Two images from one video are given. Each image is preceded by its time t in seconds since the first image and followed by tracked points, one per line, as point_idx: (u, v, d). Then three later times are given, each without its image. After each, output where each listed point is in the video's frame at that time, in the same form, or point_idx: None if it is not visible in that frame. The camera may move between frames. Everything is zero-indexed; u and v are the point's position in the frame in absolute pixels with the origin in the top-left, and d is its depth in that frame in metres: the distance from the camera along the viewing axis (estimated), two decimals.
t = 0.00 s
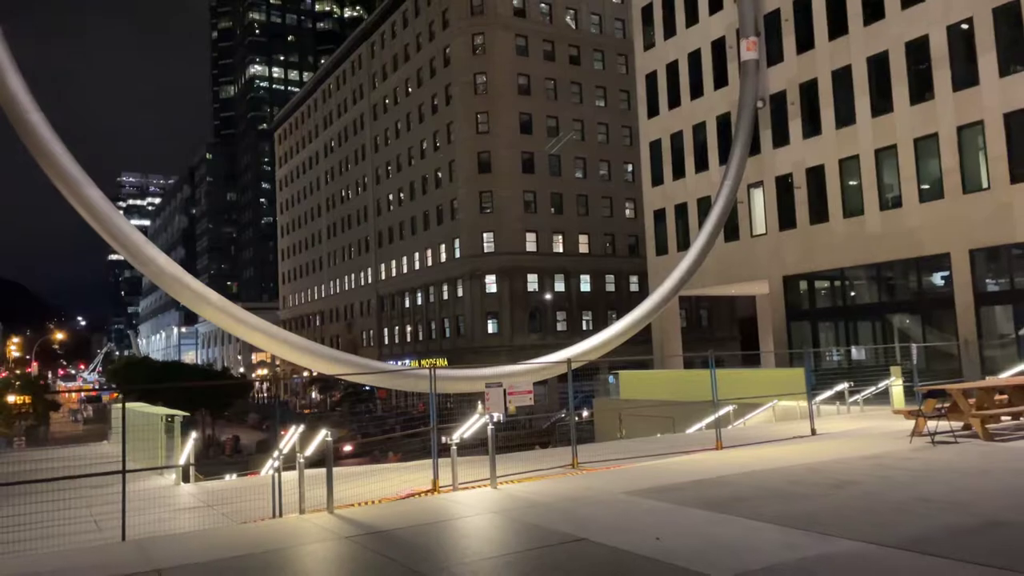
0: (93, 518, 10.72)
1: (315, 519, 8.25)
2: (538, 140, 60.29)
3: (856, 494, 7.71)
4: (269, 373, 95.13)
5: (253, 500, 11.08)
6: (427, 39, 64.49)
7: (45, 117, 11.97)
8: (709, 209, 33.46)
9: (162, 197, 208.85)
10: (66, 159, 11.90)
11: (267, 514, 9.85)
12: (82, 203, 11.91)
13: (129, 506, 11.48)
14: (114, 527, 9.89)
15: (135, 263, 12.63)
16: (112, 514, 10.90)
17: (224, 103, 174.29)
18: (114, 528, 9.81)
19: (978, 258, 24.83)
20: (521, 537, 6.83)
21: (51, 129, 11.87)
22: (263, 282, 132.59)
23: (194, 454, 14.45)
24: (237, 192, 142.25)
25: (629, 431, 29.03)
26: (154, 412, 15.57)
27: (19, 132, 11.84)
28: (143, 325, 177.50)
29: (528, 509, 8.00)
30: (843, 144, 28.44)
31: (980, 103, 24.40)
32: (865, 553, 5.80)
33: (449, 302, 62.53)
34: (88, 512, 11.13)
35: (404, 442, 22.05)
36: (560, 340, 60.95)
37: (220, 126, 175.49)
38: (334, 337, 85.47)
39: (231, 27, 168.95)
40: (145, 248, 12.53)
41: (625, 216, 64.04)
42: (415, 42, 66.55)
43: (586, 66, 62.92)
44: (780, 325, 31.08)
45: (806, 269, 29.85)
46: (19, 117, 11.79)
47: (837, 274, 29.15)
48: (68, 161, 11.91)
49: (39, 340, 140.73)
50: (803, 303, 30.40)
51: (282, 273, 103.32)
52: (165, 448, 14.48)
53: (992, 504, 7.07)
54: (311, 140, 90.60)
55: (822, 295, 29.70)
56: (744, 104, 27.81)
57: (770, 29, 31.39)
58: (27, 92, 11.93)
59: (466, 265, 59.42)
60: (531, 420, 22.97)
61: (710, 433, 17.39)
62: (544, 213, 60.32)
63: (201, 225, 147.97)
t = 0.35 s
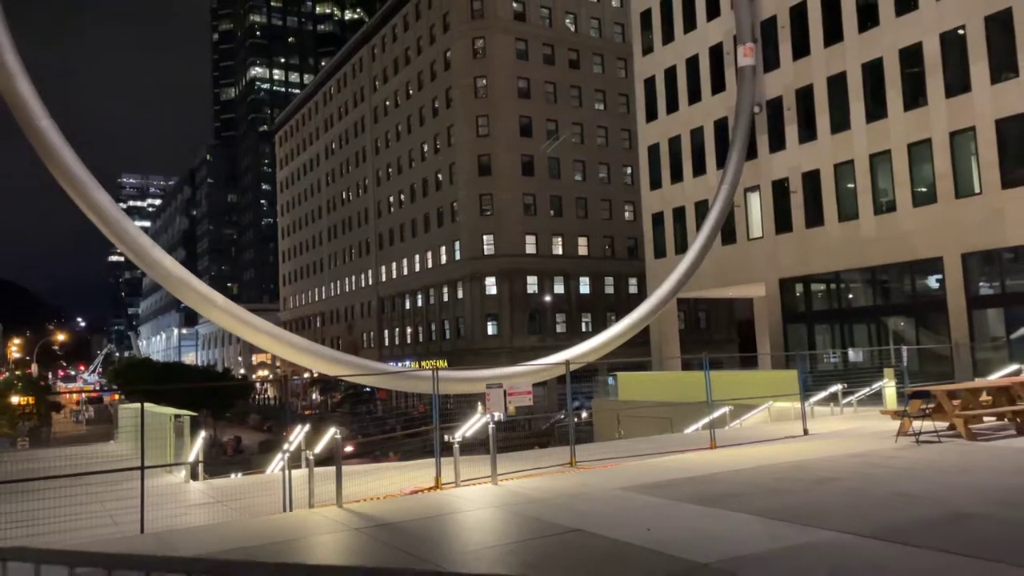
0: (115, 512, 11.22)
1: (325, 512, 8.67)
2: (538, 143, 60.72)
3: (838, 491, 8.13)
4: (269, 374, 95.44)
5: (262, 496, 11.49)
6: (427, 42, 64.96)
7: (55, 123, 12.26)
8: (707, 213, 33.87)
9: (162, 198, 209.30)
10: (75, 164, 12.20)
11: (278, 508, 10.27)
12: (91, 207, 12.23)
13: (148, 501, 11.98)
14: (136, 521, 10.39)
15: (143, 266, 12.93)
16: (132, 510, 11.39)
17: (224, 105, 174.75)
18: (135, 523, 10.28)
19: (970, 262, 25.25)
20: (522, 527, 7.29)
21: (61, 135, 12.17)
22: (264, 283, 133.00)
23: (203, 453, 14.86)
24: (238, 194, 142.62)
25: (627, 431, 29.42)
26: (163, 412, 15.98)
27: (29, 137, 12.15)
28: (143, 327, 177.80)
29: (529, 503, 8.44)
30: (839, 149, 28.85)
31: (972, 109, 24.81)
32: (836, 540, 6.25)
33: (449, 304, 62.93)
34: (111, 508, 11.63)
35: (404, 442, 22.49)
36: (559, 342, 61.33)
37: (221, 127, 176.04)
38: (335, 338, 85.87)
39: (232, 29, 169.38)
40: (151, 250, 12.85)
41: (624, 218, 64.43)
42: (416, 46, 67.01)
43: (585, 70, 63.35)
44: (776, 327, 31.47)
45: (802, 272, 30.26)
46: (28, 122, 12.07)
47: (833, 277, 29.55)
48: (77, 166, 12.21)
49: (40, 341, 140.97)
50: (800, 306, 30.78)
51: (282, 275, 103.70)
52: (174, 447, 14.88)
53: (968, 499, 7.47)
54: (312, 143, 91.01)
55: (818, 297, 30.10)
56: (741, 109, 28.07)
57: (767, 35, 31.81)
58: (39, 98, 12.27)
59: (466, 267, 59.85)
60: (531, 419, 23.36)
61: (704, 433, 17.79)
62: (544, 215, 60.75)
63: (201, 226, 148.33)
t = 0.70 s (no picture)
0: (132, 507, 11.74)
1: (334, 508, 9.13)
2: (538, 147, 61.19)
3: (819, 486, 8.61)
4: (269, 376, 95.81)
5: (271, 493, 12.01)
6: (427, 46, 65.44)
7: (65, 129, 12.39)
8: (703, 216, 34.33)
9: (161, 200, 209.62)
10: (85, 170, 12.37)
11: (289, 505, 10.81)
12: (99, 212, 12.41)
13: (162, 498, 12.49)
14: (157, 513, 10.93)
15: (150, 270, 13.12)
16: (150, 505, 11.91)
17: (224, 107, 175.21)
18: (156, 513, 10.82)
19: (961, 265, 25.71)
20: (521, 516, 7.85)
21: (70, 142, 12.31)
22: (264, 285, 133.45)
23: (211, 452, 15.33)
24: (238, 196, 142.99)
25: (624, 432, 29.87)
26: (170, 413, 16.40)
27: (38, 143, 12.29)
28: (143, 329, 178.12)
29: (529, 495, 8.99)
30: (833, 153, 29.31)
31: (963, 116, 25.27)
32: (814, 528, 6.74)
33: (449, 306, 63.37)
34: (128, 504, 12.13)
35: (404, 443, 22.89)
36: (559, 344, 61.73)
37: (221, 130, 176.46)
38: (335, 340, 86.31)
39: (232, 31, 169.74)
40: (158, 253, 13.03)
41: (623, 221, 64.88)
42: (416, 49, 67.45)
43: (584, 74, 63.86)
44: (772, 329, 31.93)
45: (798, 276, 30.70)
46: (37, 128, 12.17)
47: (827, 280, 30.00)
48: (87, 173, 12.37)
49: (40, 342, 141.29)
50: (795, 309, 31.24)
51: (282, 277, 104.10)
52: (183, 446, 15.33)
53: (939, 493, 7.95)
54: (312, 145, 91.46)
55: (813, 300, 30.53)
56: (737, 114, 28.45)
57: (762, 42, 32.29)
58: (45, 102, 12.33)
59: (466, 269, 60.32)
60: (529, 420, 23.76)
61: (698, 433, 18.25)
62: (543, 218, 61.21)
63: (201, 228, 148.66)
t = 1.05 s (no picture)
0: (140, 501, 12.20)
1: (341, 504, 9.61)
2: (537, 150, 61.70)
3: (797, 482, 9.12)
4: (270, 377, 96.14)
5: (275, 490, 12.59)
6: (428, 49, 65.86)
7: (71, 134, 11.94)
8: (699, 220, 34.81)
9: (161, 201, 210.12)
10: (93, 175, 12.03)
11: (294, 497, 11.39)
12: (107, 219, 12.13)
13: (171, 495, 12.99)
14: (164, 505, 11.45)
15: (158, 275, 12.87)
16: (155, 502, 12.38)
17: (224, 108, 175.68)
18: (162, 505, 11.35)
19: (951, 268, 26.20)
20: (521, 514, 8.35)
21: (78, 147, 11.91)
22: (264, 286, 133.97)
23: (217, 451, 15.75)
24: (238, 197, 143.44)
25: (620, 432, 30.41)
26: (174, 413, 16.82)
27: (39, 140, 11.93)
28: (143, 330, 178.68)
29: (526, 492, 9.49)
30: (826, 158, 29.80)
31: (953, 122, 25.76)
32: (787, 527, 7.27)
33: (448, 307, 63.85)
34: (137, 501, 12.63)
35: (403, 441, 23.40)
36: (558, 345, 62.18)
37: (221, 131, 176.99)
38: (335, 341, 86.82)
39: (231, 33, 170.28)
40: (161, 254, 12.72)
41: (621, 223, 65.37)
42: (416, 51, 67.84)
43: (582, 77, 64.37)
44: (766, 331, 32.41)
45: (791, 278, 31.19)
46: (39, 125, 11.79)
47: (821, 283, 30.48)
48: (94, 179, 12.02)
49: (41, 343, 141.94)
50: (789, 310, 31.73)
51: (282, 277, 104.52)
52: (189, 445, 15.76)
53: (910, 488, 8.48)
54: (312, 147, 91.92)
55: (807, 302, 31.00)
56: (732, 120, 28.71)
57: (756, 48, 32.79)
58: (48, 97, 11.93)
59: (466, 271, 60.86)
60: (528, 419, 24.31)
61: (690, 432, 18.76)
62: (542, 220, 61.69)
63: (202, 229, 149.12)
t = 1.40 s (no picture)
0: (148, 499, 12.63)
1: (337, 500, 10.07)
2: (534, 152, 62.22)
3: (768, 480, 9.64)
4: (270, 378, 96.64)
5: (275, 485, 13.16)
6: (426, 52, 66.28)
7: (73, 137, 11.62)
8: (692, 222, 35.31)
9: (161, 202, 210.64)
10: (95, 179, 11.69)
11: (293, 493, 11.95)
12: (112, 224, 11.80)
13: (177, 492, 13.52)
14: (167, 498, 12.00)
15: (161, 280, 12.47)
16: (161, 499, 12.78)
17: (223, 110, 176.25)
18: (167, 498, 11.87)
19: (938, 271, 26.73)
20: (508, 508, 8.84)
21: (80, 150, 11.58)
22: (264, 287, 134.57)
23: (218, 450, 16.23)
24: (238, 198, 143.94)
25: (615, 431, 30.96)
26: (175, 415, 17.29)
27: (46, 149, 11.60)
28: (144, 331, 179.36)
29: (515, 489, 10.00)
30: (816, 162, 30.29)
31: (939, 127, 26.27)
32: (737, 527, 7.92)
33: (447, 308, 64.37)
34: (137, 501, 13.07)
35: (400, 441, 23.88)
36: (555, 345, 62.71)
37: (221, 133, 177.52)
38: (334, 342, 87.33)
39: (231, 35, 170.80)
40: (171, 264, 12.39)
41: (619, 225, 65.87)
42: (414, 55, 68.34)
43: (579, 80, 64.88)
44: (758, 332, 32.91)
45: (783, 280, 31.68)
46: (47, 136, 11.43)
47: (812, 285, 30.98)
48: (97, 183, 11.67)
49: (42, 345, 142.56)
50: (781, 311, 32.24)
51: (282, 279, 104.93)
52: (189, 445, 16.23)
53: (876, 485, 9.01)
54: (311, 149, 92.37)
55: (799, 303, 31.49)
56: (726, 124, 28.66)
57: (748, 54, 33.28)
58: (54, 107, 11.59)
59: (464, 272, 61.39)
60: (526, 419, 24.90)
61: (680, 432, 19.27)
62: (539, 221, 62.21)
63: (202, 230, 149.63)
